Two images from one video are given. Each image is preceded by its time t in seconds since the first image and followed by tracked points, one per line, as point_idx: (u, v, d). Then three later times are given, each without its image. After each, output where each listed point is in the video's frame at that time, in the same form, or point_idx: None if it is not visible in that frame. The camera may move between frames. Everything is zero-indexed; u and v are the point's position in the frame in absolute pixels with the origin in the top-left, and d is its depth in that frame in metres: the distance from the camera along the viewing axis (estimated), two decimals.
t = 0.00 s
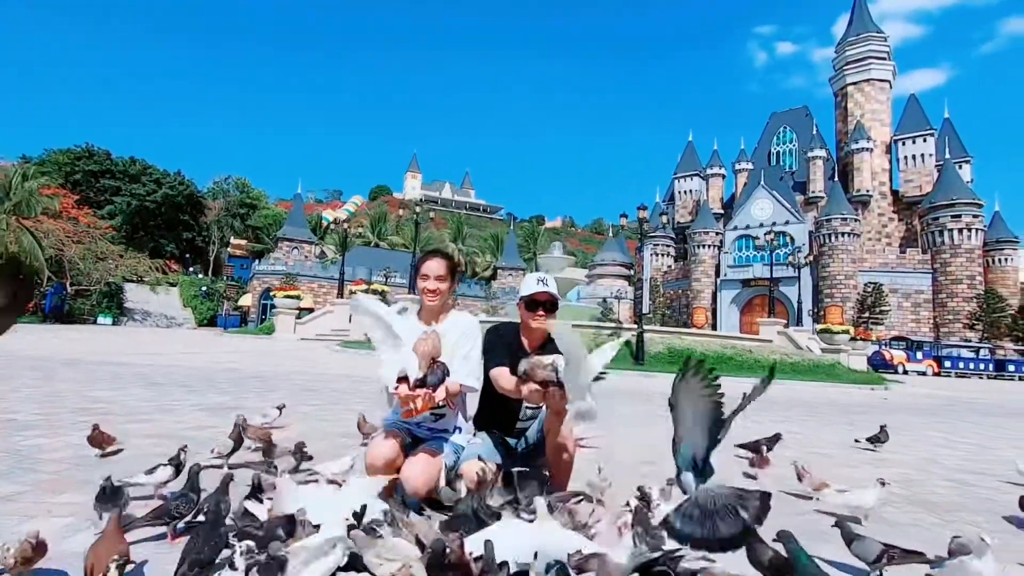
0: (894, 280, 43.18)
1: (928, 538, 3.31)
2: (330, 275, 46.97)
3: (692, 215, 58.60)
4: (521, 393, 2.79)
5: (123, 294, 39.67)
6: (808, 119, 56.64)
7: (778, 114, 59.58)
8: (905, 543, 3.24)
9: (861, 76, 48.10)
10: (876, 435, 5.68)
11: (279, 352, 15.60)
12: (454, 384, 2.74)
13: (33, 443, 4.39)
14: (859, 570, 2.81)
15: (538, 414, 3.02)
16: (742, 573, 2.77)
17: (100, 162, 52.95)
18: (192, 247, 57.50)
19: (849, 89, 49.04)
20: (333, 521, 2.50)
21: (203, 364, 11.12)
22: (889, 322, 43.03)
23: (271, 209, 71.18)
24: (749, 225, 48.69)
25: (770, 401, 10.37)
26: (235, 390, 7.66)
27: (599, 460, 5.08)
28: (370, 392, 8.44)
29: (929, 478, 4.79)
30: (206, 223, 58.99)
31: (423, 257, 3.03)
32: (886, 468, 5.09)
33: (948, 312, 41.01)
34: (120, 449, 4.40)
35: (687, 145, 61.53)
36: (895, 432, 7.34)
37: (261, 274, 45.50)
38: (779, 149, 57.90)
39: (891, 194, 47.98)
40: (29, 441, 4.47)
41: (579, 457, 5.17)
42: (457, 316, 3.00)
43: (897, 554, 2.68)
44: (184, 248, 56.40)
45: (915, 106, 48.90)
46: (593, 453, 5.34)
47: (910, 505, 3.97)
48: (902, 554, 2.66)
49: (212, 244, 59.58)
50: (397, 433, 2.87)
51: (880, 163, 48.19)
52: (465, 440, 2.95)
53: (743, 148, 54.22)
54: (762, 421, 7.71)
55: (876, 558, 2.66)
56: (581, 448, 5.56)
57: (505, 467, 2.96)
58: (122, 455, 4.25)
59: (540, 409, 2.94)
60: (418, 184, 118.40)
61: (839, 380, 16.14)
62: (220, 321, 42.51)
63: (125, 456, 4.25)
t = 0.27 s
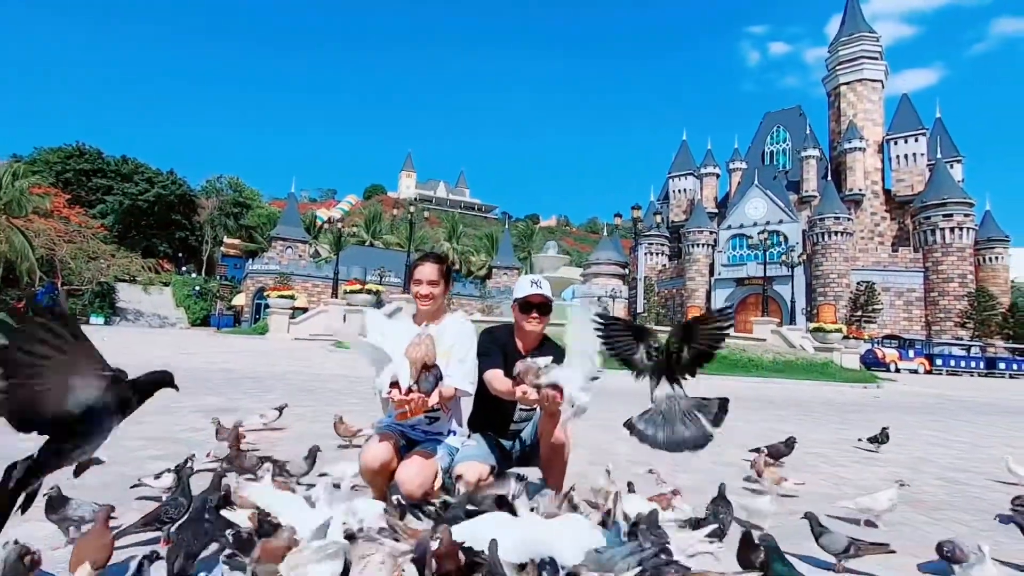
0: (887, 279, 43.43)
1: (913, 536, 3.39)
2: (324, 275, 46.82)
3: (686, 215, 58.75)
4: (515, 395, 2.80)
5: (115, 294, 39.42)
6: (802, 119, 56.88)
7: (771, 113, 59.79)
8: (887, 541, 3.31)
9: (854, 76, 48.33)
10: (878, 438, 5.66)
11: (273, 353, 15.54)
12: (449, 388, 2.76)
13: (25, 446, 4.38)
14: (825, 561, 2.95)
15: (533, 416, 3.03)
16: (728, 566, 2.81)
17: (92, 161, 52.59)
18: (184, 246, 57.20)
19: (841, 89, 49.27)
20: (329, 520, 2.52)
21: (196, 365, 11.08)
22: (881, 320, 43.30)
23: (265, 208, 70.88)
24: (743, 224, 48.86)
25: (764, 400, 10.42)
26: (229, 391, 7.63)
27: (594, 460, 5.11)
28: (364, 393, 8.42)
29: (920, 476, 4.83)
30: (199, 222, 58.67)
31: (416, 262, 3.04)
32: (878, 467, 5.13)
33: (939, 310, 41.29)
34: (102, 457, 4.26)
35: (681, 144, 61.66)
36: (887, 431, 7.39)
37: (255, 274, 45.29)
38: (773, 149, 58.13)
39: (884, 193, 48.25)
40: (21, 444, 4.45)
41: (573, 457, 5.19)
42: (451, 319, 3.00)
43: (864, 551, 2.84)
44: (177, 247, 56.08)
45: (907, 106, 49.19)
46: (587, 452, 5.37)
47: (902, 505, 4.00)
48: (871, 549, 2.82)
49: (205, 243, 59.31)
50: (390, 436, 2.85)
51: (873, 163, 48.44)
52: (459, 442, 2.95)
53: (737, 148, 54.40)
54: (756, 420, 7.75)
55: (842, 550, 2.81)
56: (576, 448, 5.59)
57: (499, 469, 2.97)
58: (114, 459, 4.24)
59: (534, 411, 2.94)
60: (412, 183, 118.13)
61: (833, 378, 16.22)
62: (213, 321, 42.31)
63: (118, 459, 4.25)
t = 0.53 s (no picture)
0: (882, 276, 43.56)
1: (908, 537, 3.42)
2: (321, 276, 46.82)
3: (682, 213, 58.89)
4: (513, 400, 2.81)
5: (111, 296, 39.38)
6: (797, 117, 57.01)
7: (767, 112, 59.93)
8: (877, 541, 3.34)
9: (849, 74, 48.50)
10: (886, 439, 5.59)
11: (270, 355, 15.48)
12: (447, 394, 2.76)
13: (21, 454, 4.35)
14: (801, 562, 3.02)
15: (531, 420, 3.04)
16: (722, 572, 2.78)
17: (87, 163, 52.51)
18: (181, 248, 57.08)
19: (837, 87, 49.41)
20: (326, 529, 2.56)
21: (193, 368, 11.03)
22: (877, 318, 43.46)
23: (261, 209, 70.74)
24: (739, 223, 49.00)
25: (762, 399, 10.43)
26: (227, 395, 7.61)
27: (591, 462, 5.08)
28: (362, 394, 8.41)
29: (917, 476, 4.85)
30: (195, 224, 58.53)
31: (414, 266, 3.05)
32: (874, 467, 5.17)
33: (935, 307, 41.45)
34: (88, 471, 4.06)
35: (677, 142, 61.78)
36: (884, 430, 7.38)
37: (252, 275, 45.20)
38: (769, 147, 58.27)
39: (879, 191, 48.39)
40: (17, 451, 4.42)
41: (572, 459, 5.18)
42: (449, 325, 3.00)
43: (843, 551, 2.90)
44: (173, 249, 55.99)
45: (902, 103, 49.33)
46: (586, 454, 5.36)
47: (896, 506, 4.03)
48: (847, 549, 2.90)
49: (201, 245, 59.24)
50: (388, 441, 2.87)
51: (868, 160, 48.58)
52: (457, 446, 2.95)
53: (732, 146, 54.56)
54: (754, 419, 7.74)
55: (819, 549, 2.87)
56: (574, 449, 5.58)
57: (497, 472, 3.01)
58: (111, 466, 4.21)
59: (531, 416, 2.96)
60: (409, 183, 118.07)
61: (829, 376, 16.28)
62: (210, 322, 42.23)
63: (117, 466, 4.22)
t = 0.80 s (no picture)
0: (882, 273, 43.53)
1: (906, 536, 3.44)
2: (321, 277, 46.82)
3: (682, 212, 58.90)
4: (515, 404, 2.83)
5: (112, 299, 39.42)
6: (796, 114, 57.00)
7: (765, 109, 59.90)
8: (871, 540, 3.36)
9: (848, 71, 48.47)
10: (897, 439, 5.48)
11: (270, 357, 15.47)
12: (448, 401, 2.78)
13: (23, 461, 4.36)
14: (779, 553, 3.11)
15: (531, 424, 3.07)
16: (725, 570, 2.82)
17: (86, 167, 52.55)
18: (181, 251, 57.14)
19: (835, 84, 49.40)
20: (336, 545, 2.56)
21: (193, 371, 11.02)
22: (878, 315, 43.43)
23: (261, 211, 70.74)
24: (739, 221, 48.97)
25: (762, 398, 10.42)
26: (226, 399, 7.61)
27: (591, 464, 5.05)
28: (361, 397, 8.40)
29: (918, 475, 4.86)
30: (195, 226, 58.47)
31: (414, 272, 3.07)
32: (874, 466, 5.17)
33: (935, 304, 41.42)
34: (78, 483, 3.95)
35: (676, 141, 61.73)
36: (885, 428, 7.37)
37: (252, 276, 45.15)
38: (768, 145, 58.26)
39: (879, 188, 48.37)
40: (19, 458, 4.42)
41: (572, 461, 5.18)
42: (450, 330, 3.05)
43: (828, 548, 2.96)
44: (173, 252, 56.04)
45: (901, 100, 49.32)
46: (586, 456, 5.36)
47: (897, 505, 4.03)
48: (830, 546, 2.96)
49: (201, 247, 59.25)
50: (389, 447, 2.84)
51: (867, 157, 48.56)
52: (458, 452, 2.95)
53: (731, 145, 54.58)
54: (754, 419, 7.73)
55: (806, 548, 2.95)
56: (574, 451, 5.59)
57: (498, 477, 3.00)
58: (112, 472, 4.23)
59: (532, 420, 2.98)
60: (408, 183, 118.02)
61: (830, 374, 16.26)
62: (210, 324, 42.26)
63: (119, 472, 4.23)
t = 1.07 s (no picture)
0: (884, 272, 43.44)
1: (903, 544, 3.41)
2: (322, 279, 46.84)
3: (683, 212, 58.87)
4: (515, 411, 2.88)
5: (113, 303, 39.49)
6: (797, 113, 56.95)
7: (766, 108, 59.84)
8: (872, 545, 3.35)
9: (848, 69, 48.41)
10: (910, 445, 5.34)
11: (271, 361, 15.50)
12: (449, 409, 2.83)
13: (25, 468, 4.37)
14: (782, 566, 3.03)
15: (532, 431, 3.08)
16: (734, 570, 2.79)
17: (88, 170, 52.67)
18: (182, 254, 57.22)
19: (836, 82, 49.34)
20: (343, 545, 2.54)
21: (194, 375, 11.05)
22: (880, 313, 43.35)
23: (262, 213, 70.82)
24: (740, 220, 48.90)
25: (763, 399, 10.39)
26: (226, 403, 7.61)
27: (592, 468, 5.01)
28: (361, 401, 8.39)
29: (919, 477, 4.86)
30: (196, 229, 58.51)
31: (415, 279, 3.10)
32: (876, 468, 5.16)
33: (937, 302, 41.32)
34: (72, 495, 3.86)
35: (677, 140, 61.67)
36: (887, 429, 7.35)
37: (253, 279, 45.03)
38: (769, 144, 58.20)
39: (880, 186, 48.29)
40: (21, 466, 4.44)
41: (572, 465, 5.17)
42: (452, 336, 3.12)
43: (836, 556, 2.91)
44: (174, 255, 56.12)
45: (902, 98, 49.24)
46: (587, 460, 5.35)
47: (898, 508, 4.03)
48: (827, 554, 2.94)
49: (203, 250, 59.36)
50: (388, 456, 2.88)
51: (868, 156, 48.48)
52: (458, 458, 2.97)
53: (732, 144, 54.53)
54: (755, 420, 7.71)
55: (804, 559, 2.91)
56: (575, 454, 5.60)
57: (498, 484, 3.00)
58: (114, 478, 4.26)
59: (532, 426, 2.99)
60: (409, 185, 118.11)
61: (831, 374, 16.24)
62: (212, 327, 42.31)
63: (119, 479, 4.23)
